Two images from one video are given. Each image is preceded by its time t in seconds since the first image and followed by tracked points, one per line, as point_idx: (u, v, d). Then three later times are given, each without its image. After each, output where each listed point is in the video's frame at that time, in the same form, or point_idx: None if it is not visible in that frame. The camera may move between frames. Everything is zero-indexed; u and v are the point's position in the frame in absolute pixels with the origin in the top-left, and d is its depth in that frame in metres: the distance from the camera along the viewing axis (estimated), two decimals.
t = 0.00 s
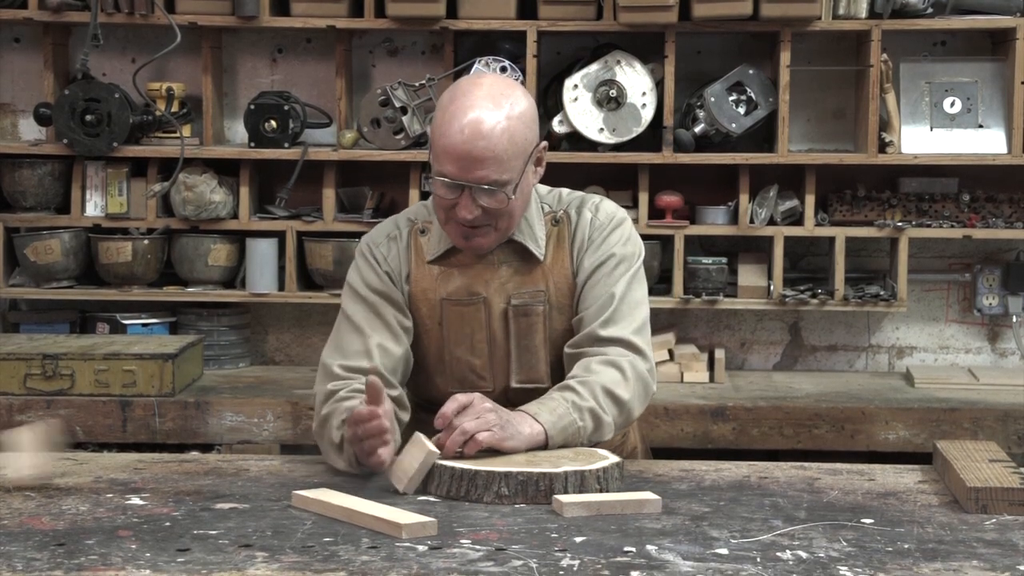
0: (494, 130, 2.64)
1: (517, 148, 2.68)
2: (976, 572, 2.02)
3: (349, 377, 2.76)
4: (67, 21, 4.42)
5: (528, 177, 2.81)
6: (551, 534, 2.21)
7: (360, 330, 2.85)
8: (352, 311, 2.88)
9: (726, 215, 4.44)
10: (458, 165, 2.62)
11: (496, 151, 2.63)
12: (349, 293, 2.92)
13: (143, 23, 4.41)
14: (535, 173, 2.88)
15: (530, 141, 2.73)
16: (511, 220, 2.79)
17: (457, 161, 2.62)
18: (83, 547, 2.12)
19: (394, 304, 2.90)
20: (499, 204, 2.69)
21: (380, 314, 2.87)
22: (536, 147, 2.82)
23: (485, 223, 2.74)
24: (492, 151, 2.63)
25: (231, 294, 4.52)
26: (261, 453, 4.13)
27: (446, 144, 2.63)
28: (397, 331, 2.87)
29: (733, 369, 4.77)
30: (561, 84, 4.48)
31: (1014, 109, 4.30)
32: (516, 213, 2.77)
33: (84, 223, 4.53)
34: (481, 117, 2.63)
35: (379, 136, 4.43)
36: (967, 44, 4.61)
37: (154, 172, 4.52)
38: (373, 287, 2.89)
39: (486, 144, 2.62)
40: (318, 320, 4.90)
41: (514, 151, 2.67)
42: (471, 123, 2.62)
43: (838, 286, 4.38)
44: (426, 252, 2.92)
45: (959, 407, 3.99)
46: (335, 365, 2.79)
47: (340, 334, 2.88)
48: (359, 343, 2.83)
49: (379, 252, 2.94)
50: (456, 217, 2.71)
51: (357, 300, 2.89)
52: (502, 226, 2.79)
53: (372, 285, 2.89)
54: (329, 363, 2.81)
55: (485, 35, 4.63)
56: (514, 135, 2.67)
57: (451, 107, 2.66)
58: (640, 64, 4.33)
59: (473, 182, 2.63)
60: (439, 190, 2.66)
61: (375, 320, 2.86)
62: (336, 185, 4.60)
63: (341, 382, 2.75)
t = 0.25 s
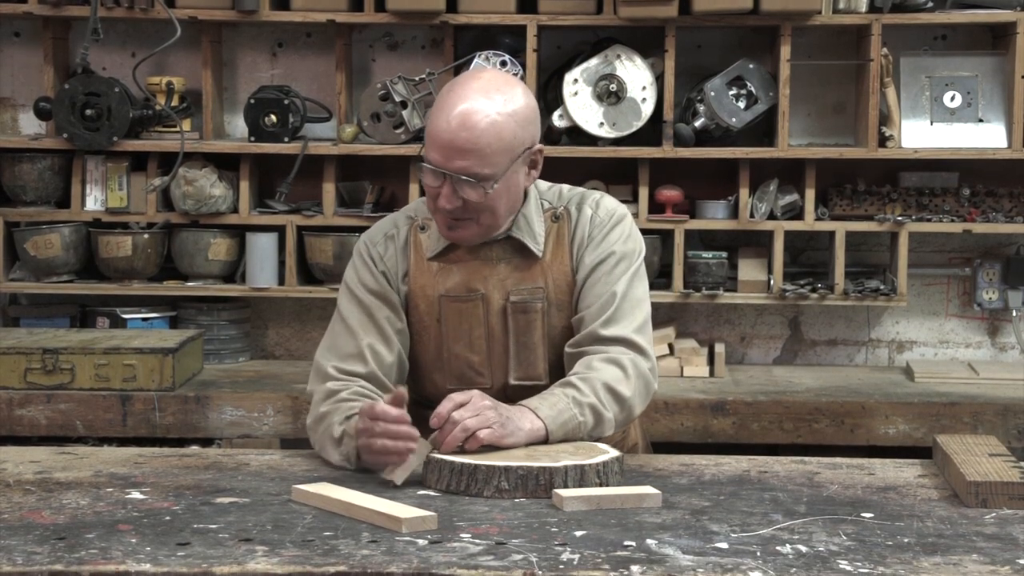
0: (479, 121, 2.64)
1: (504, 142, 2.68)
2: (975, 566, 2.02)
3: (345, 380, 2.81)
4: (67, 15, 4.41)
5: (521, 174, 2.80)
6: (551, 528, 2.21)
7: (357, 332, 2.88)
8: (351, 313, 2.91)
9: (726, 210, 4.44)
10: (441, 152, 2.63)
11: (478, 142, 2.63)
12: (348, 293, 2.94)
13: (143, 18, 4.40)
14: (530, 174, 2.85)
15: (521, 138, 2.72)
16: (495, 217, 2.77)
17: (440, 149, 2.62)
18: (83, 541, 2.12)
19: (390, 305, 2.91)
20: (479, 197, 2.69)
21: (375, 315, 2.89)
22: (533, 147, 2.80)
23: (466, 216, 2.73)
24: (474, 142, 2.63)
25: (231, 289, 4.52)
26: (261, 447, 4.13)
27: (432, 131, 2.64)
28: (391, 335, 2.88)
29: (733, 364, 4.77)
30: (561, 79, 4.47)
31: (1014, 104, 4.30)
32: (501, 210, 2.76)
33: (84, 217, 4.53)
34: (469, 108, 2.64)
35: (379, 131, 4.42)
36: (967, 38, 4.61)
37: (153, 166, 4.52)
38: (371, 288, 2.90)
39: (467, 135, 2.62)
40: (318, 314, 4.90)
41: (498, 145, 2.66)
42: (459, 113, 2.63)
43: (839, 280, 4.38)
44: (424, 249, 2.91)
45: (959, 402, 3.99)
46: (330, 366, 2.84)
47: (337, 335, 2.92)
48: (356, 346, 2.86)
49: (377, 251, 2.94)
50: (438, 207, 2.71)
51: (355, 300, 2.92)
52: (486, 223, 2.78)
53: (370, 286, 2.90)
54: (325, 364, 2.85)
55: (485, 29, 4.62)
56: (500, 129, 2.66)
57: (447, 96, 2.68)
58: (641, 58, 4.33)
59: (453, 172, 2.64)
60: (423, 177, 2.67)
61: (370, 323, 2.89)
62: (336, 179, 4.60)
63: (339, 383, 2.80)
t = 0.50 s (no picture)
0: (484, 117, 2.63)
1: (509, 137, 2.67)
2: (975, 559, 2.02)
3: (344, 375, 2.80)
4: (67, 9, 4.41)
5: (526, 168, 2.79)
6: (551, 522, 2.21)
7: (356, 327, 2.87)
8: (351, 306, 2.91)
9: (726, 204, 4.44)
10: (447, 150, 2.62)
11: (484, 138, 2.62)
12: (348, 286, 2.94)
13: (143, 11, 4.40)
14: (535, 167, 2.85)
15: (526, 132, 2.72)
16: (502, 212, 2.77)
17: (446, 146, 2.62)
18: (83, 535, 2.12)
19: (391, 299, 2.91)
20: (486, 193, 2.68)
21: (375, 310, 2.89)
22: (537, 140, 2.80)
23: (474, 212, 2.73)
24: (480, 138, 2.62)
25: (231, 282, 4.51)
26: (261, 441, 4.13)
27: (437, 128, 2.63)
28: (392, 330, 2.89)
29: (733, 357, 4.77)
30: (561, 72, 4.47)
31: (1014, 97, 4.29)
32: (507, 205, 2.76)
33: (84, 211, 4.52)
34: (474, 105, 2.63)
35: (379, 124, 4.42)
36: (967, 31, 4.60)
37: (154, 160, 4.52)
38: (372, 281, 2.91)
39: (475, 132, 2.62)
40: (318, 308, 4.90)
41: (504, 141, 2.66)
42: (464, 110, 2.62)
43: (839, 274, 4.37)
44: (427, 243, 2.92)
45: (959, 395, 3.99)
46: (329, 360, 2.83)
47: (337, 329, 2.91)
48: (354, 341, 2.86)
49: (378, 245, 2.95)
50: (444, 204, 2.71)
51: (355, 294, 2.92)
52: (493, 217, 2.77)
53: (372, 278, 2.91)
54: (325, 359, 2.85)
55: (485, 22, 4.62)
56: (505, 125, 2.66)
57: (450, 93, 2.67)
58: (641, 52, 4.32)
59: (460, 169, 2.63)
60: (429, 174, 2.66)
61: (371, 317, 2.89)
62: (336, 173, 4.60)
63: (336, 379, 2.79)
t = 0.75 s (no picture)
0: (508, 106, 2.63)
1: (531, 125, 2.67)
2: (975, 552, 2.02)
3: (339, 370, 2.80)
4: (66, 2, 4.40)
5: (540, 157, 2.80)
6: (551, 515, 2.21)
7: (353, 320, 2.88)
8: (351, 301, 2.92)
9: (726, 197, 4.43)
10: (473, 140, 2.61)
11: (510, 127, 2.62)
12: (349, 280, 2.95)
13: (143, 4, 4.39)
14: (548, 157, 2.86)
15: (544, 119, 2.73)
16: (522, 200, 2.77)
17: (472, 137, 2.61)
18: (83, 528, 2.12)
19: (392, 294, 2.92)
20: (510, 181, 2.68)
21: (375, 305, 2.90)
22: (549, 129, 2.81)
23: (496, 201, 2.73)
24: (506, 127, 2.62)
25: (231, 275, 4.51)
26: (261, 434, 4.13)
27: (460, 119, 2.62)
28: (390, 325, 2.89)
29: (733, 351, 4.77)
30: (561, 65, 4.46)
31: (1015, 91, 4.29)
32: (527, 193, 2.76)
33: (84, 204, 4.52)
34: (495, 95, 2.63)
35: (379, 118, 4.41)
36: (968, 25, 4.60)
37: (154, 154, 4.52)
38: (374, 275, 2.92)
39: (499, 121, 2.61)
40: (318, 301, 4.90)
41: (526, 130, 2.66)
42: (486, 101, 2.62)
43: (839, 267, 4.37)
44: (432, 238, 2.93)
45: (959, 389, 3.99)
46: (324, 358, 2.83)
47: (335, 325, 2.91)
48: (350, 334, 2.87)
49: (382, 239, 2.96)
50: (466, 195, 2.70)
51: (355, 289, 2.93)
52: (512, 206, 2.78)
53: (374, 273, 2.92)
54: (320, 356, 2.84)
55: (485, 15, 4.61)
56: (525, 114, 2.66)
57: (466, 85, 2.67)
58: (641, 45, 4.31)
59: (486, 158, 2.62)
60: (452, 166, 2.64)
61: (369, 312, 2.90)
62: (336, 166, 4.59)
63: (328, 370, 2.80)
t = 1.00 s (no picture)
0: (530, 94, 2.64)
1: (551, 114, 2.69)
2: (975, 545, 2.02)
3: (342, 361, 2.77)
4: None
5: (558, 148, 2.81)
6: (551, 508, 2.21)
7: (360, 312, 2.86)
8: (357, 293, 2.89)
9: (726, 190, 4.43)
10: (496, 127, 2.62)
11: (533, 114, 2.63)
12: (355, 272, 2.93)
13: None
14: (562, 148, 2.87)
15: (563, 109, 2.74)
16: (542, 189, 2.78)
17: (495, 124, 2.62)
18: (83, 521, 2.12)
19: (399, 288, 2.92)
20: (532, 170, 2.69)
21: (382, 297, 2.88)
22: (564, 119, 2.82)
23: (518, 190, 2.73)
24: (530, 115, 2.63)
25: (231, 269, 4.51)
26: (261, 427, 4.12)
27: (483, 106, 2.62)
28: (396, 318, 2.88)
29: (733, 344, 4.77)
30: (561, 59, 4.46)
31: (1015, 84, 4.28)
32: (547, 183, 2.77)
33: (84, 197, 4.52)
34: (517, 82, 2.64)
35: (379, 111, 4.41)
36: (969, 18, 4.59)
37: (153, 147, 4.51)
38: (381, 267, 2.90)
39: (522, 108, 2.62)
40: (318, 295, 4.90)
41: (548, 117, 2.67)
42: (509, 89, 2.63)
43: (839, 260, 4.37)
44: (441, 232, 2.93)
45: (959, 382, 3.99)
46: (329, 347, 2.80)
47: (339, 315, 2.89)
48: (356, 325, 2.84)
49: (389, 232, 2.94)
50: (489, 184, 2.70)
51: (362, 280, 2.91)
52: (532, 196, 2.78)
53: (381, 265, 2.90)
54: (325, 347, 2.81)
55: (485, 9, 4.60)
56: (546, 101, 2.67)
57: (485, 73, 2.67)
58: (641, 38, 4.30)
59: (510, 146, 2.63)
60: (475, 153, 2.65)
61: (375, 304, 2.88)
62: (336, 159, 4.59)
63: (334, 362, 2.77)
